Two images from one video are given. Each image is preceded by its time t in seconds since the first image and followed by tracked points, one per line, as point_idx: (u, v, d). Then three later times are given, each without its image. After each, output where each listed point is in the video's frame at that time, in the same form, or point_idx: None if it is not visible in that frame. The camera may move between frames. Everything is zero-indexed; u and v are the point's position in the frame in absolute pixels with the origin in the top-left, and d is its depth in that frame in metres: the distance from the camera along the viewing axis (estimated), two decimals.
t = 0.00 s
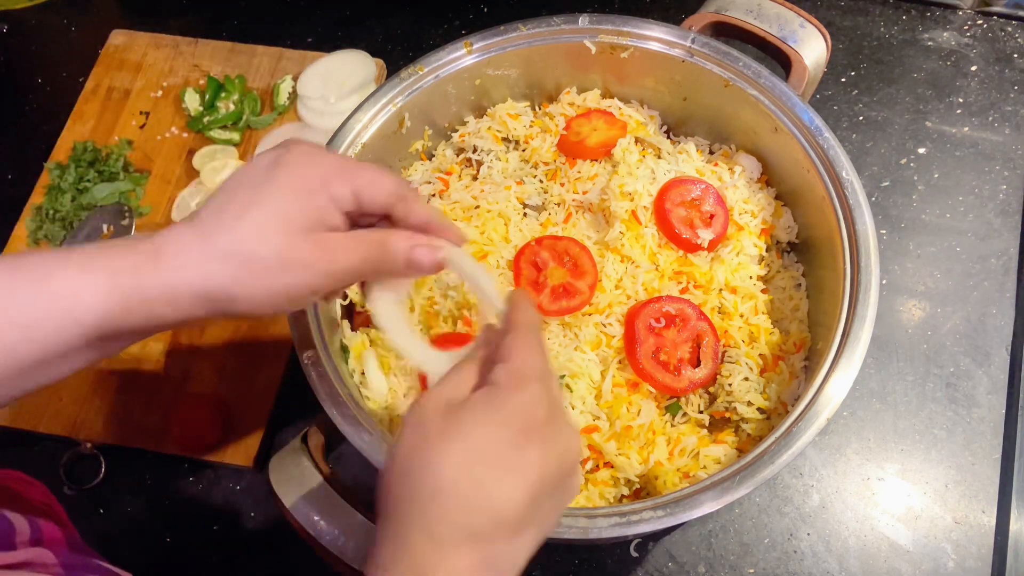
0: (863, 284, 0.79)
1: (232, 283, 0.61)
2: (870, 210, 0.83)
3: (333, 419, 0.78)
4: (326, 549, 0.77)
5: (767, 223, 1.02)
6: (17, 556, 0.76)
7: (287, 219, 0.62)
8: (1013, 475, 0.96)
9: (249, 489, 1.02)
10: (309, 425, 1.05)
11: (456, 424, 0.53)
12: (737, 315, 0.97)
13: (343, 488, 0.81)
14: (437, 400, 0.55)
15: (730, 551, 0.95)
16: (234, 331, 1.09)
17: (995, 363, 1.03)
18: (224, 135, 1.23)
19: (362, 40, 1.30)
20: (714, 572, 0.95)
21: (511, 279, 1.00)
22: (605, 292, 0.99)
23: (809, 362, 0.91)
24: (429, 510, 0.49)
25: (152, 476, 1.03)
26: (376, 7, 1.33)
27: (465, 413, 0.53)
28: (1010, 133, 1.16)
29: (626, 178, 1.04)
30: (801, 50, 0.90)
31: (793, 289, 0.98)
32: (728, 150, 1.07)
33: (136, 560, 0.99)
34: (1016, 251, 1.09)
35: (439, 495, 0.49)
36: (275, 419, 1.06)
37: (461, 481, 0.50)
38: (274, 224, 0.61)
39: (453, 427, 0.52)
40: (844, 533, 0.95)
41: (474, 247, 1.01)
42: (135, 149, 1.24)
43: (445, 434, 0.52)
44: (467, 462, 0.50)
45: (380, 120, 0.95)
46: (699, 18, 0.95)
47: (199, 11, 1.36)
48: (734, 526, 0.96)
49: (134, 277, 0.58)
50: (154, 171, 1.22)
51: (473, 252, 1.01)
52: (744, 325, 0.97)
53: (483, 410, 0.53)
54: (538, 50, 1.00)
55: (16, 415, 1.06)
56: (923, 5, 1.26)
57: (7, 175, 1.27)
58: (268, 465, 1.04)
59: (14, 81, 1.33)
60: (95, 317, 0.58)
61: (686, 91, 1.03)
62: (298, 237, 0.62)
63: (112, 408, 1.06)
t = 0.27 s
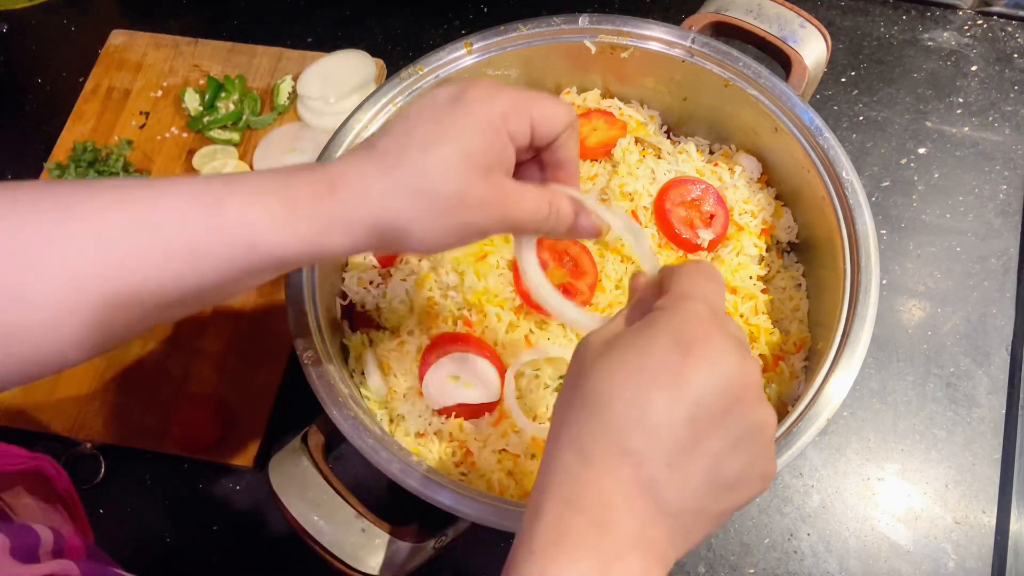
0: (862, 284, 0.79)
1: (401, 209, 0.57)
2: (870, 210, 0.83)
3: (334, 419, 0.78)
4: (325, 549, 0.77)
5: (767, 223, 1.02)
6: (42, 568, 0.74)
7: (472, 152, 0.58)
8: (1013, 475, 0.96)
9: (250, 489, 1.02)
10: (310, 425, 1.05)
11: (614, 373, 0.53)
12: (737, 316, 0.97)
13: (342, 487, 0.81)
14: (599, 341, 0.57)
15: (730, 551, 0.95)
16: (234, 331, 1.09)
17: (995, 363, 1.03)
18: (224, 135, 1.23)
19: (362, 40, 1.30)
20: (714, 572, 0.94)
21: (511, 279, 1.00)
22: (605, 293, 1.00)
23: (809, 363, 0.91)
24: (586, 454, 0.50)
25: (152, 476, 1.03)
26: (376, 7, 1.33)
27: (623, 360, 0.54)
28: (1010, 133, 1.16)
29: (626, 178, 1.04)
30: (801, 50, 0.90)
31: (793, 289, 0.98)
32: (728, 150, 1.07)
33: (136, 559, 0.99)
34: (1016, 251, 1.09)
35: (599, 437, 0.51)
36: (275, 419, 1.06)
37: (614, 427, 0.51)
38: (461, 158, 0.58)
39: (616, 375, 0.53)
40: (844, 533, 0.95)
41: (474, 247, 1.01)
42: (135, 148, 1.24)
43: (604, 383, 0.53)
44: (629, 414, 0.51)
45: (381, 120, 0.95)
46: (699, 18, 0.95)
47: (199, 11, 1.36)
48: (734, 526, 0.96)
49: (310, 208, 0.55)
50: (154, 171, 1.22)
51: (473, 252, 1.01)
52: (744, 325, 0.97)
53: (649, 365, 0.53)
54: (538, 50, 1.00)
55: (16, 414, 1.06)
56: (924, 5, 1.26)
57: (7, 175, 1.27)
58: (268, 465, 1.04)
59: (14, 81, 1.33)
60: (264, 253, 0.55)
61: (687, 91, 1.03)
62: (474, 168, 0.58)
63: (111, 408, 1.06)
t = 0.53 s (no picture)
0: (863, 284, 0.79)
1: (407, 106, 0.68)
2: (871, 211, 0.83)
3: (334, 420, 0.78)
4: (325, 549, 0.77)
5: (767, 224, 1.02)
6: (45, 556, 0.68)
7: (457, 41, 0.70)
8: (1014, 475, 0.96)
9: (250, 489, 1.02)
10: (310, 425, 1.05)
11: (576, 330, 0.52)
12: (737, 316, 0.96)
13: (342, 487, 0.81)
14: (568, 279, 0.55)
15: (730, 551, 0.95)
16: (234, 331, 1.09)
17: (995, 363, 1.03)
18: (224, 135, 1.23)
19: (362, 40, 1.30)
20: (714, 572, 0.94)
21: (511, 279, 1.00)
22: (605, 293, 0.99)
23: (809, 362, 0.91)
24: (561, 409, 0.49)
25: (153, 476, 1.03)
26: (376, 7, 1.33)
27: (586, 311, 0.52)
28: (1010, 133, 1.16)
29: (626, 178, 1.05)
30: (801, 50, 0.90)
31: (793, 289, 0.98)
32: (728, 150, 1.07)
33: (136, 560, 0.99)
34: (1017, 251, 1.09)
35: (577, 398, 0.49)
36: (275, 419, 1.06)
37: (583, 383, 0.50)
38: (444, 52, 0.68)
39: (581, 339, 0.51)
40: (844, 533, 0.95)
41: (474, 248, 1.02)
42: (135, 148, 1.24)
43: (570, 341, 0.52)
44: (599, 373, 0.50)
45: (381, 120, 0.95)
46: (699, 18, 0.95)
47: (199, 11, 1.36)
48: (734, 526, 0.96)
49: (310, 100, 0.63)
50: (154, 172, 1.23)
51: (473, 253, 1.02)
52: (744, 326, 0.96)
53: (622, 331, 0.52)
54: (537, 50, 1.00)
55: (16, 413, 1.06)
56: (924, 5, 1.26)
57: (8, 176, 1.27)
58: (268, 465, 1.04)
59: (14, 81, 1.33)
60: (278, 146, 0.61)
61: (686, 91, 1.03)
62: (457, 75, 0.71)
63: (111, 408, 1.06)
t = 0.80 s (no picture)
0: (862, 285, 0.79)
1: (322, 127, 0.58)
2: (870, 211, 0.83)
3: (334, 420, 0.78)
4: (325, 549, 0.77)
5: (767, 223, 1.02)
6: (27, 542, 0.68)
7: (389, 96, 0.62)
8: (1013, 475, 0.96)
9: (250, 489, 1.02)
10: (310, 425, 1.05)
11: (519, 379, 0.50)
12: (737, 316, 0.97)
13: (341, 486, 0.81)
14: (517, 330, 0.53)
15: (730, 551, 0.95)
16: (234, 331, 1.10)
17: (995, 363, 1.03)
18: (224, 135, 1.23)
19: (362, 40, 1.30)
20: (714, 572, 0.94)
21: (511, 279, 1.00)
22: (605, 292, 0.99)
23: (809, 362, 0.92)
24: (512, 467, 0.47)
25: (153, 476, 1.03)
26: (376, 7, 1.33)
27: (542, 359, 0.51)
28: (1010, 133, 1.16)
29: (626, 178, 1.04)
30: (801, 50, 0.90)
31: (793, 289, 0.98)
32: (728, 150, 1.07)
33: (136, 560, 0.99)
34: (1017, 251, 1.09)
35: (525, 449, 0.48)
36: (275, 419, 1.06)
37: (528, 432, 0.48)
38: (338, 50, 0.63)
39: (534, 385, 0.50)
40: (844, 533, 0.95)
41: (474, 247, 1.02)
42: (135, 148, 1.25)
43: (513, 390, 0.50)
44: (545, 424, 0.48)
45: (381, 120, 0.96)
46: (699, 18, 0.95)
47: (200, 11, 1.36)
48: (734, 526, 0.96)
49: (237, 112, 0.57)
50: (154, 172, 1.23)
51: (473, 252, 1.02)
52: (744, 325, 0.97)
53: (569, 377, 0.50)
54: (537, 50, 1.00)
55: (16, 413, 1.06)
56: (924, 5, 1.26)
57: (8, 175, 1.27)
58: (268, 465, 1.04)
59: (14, 81, 1.34)
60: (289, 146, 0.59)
61: (686, 91, 1.03)
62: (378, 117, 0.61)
63: (111, 408, 1.06)
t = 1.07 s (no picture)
0: (863, 285, 0.79)
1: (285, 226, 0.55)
2: (870, 211, 0.83)
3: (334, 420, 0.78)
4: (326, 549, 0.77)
5: (767, 223, 1.02)
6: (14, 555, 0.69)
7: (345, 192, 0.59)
8: (1013, 475, 0.96)
9: (250, 489, 1.02)
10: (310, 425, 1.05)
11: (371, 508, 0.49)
12: (737, 316, 0.97)
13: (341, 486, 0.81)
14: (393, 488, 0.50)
15: (730, 551, 0.95)
16: (234, 332, 1.09)
17: (995, 363, 1.03)
18: (224, 135, 1.24)
19: (362, 40, 1.30)
20: (714, 572, 0.94)
21: (511, 279, 1.00)
22: (605, 292, 0.99)
23: (809, 363, 0.92)
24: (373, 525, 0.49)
25: (153, 476, 1.03)
26: (376, 6, 1.33)
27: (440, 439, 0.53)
28: (1010, 133, 1.16)
29: (626, 178, 1.04)
30: (801, 50, 0.90)
31: (793, 289, 0.98)
32: (728, 150, 1.07)
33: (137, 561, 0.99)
34: (1017, 251, 1.09)
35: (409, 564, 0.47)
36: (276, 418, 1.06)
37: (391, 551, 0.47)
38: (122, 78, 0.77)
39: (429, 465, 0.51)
40: (844, 533, 0.95)
41: (474, 247, 1.01)
42: (135, 149, 1.25)
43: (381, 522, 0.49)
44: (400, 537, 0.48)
45: (381, 120, 0.96)
46: (699, 18, 0.95)
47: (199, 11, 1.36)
48: (734, 526, 0.96)
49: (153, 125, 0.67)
50: (154, 171, 1.23)
51: (473, 252, 1.01)
52: (744, 325, 0.97)
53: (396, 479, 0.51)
54: (537, 50, 1.00)
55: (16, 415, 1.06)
56: (923, 5, 1.26)
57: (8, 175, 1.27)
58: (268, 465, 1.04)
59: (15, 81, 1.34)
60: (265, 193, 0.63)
61: (686, 91, 1.03)
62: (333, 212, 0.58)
63: (111, 409, 1.06)
